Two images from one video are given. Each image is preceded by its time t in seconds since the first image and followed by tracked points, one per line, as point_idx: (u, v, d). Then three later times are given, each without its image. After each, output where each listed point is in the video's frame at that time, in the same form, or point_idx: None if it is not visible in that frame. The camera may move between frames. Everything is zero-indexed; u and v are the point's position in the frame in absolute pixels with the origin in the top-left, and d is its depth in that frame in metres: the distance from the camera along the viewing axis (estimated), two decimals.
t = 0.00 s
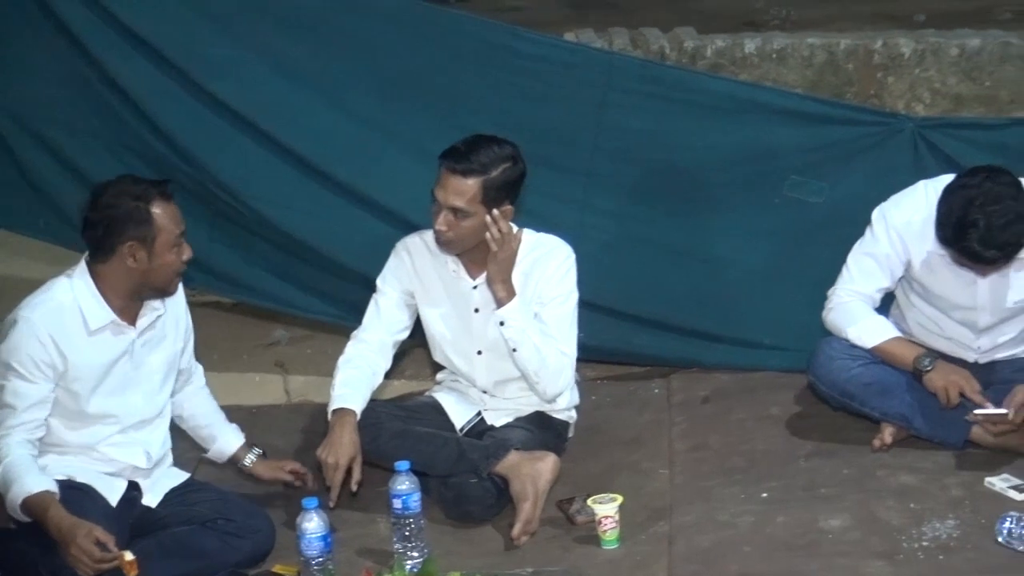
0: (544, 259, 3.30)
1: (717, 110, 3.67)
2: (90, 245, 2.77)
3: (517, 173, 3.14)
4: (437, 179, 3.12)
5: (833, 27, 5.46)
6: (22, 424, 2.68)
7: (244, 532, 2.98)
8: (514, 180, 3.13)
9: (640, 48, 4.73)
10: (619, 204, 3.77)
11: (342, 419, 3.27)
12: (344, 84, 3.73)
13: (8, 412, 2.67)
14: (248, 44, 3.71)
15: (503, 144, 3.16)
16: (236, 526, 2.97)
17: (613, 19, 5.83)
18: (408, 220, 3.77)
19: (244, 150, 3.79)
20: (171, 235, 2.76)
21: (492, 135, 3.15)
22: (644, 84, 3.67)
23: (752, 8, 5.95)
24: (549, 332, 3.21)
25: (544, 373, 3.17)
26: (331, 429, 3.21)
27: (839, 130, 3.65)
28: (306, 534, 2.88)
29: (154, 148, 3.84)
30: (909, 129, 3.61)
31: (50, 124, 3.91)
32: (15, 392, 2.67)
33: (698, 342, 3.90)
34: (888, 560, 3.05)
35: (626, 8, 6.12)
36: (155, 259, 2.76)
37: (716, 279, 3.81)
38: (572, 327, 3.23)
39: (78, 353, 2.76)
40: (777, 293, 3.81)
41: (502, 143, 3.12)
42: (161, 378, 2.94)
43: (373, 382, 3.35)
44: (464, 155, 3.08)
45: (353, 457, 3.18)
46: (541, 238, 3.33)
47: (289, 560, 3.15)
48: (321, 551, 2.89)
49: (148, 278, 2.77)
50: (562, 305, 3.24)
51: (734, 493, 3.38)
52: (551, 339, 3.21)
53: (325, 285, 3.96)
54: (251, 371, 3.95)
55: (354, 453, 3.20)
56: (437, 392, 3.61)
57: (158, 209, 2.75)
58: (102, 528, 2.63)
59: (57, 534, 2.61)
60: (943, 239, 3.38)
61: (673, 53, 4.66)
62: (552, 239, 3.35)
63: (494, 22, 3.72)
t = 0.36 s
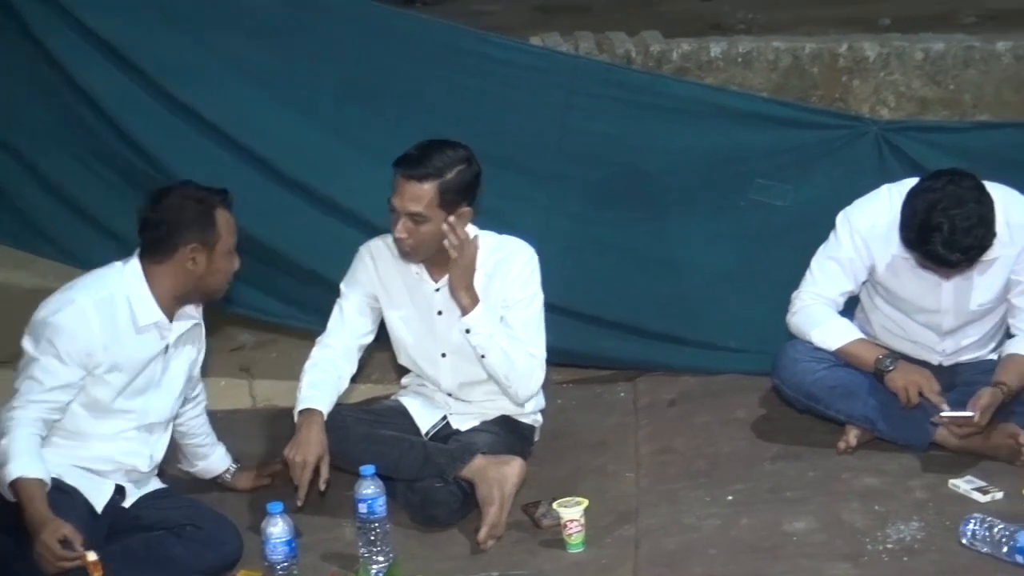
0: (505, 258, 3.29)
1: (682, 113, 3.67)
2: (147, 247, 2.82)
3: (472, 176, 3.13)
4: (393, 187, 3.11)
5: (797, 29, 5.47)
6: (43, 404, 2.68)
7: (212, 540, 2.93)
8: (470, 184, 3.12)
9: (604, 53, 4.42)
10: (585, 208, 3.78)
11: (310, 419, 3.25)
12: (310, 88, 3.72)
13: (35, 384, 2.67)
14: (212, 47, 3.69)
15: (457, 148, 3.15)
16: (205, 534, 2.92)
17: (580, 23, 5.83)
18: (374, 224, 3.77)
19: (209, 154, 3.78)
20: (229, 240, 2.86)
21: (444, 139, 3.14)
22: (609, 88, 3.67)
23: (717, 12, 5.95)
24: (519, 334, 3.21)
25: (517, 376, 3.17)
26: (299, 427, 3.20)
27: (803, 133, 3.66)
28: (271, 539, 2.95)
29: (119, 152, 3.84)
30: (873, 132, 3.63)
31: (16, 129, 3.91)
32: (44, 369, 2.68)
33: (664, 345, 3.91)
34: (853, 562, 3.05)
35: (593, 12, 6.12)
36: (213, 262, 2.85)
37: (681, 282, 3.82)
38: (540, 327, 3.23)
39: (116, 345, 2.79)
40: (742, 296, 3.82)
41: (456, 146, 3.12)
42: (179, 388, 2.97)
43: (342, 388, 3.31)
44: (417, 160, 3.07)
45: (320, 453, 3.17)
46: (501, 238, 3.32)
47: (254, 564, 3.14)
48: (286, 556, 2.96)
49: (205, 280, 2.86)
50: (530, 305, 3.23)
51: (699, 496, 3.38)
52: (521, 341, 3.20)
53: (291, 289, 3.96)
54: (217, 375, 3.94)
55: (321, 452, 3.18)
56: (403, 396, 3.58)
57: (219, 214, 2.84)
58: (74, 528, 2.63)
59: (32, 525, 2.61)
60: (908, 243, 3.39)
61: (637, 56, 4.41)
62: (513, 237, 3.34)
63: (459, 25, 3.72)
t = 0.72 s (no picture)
0: (443, 263, 3.37)
1: (653, 115, 3.67)
2: (198, 259, 2.90)
3: (394, 194, 3.12)
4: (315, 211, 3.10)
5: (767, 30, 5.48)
6: (90, 398, 2.69)
7: (184, 546, 2.88)
8: (392, 202, 3.11)
9: (573, 54, 4.52)
10: (557, 211, 3.78)
11: (285, 415, 3.26)
12: (280, 91, 3.71)
13: (83, 374, 2.68)
14: (180, 51, 3.68)
15: (377, 166, 3.14)
16: (177, 539, 2.87)
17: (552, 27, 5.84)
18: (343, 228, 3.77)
19: (179, 158, 3.78)
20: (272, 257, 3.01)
21: (361, 158, 3.12)
22: (579, 90, 3.67)
23: (689, 15, 5.97)
24: (508, 323, 3.40)
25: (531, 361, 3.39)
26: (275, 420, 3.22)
27: (772, 135, 3.66)
28: (241, 543, 2.94)
29: (89, 157, 3.83)
30: (843, 134, 3.64)
31: None
32: (95, 364, 2.70)
33: (635, 348, 3.91)
34: (823, 563, 3.05)
35: (564, 17, 6.13)
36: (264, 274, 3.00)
37: (654, 285, 3.82)
38: (523, 298, 3.41)
39: (161, 351, 2.87)
40: (713, 298, 3.83)
41: (376, 165, 3.10)
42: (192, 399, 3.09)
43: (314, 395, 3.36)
44: (334, 182, 3.06)
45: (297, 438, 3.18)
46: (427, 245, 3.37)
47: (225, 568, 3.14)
48: (256, 560, 2.93)
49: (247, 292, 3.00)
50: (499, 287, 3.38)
51: (670, 498, 3.38)
52: (514, 330, 3.40)
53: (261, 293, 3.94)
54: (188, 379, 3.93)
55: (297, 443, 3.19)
56: (372, 402, 3.57)
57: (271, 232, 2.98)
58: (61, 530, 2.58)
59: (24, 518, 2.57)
60: (878, 246, 3.40)
61: (607, 59, 4.46)
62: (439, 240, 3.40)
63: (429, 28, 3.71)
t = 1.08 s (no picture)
0: (396, 268, 3.37)
1: (626, 118, 3.67)
2: (183, 260, 2.89)
3: (342, 207, 3.14)
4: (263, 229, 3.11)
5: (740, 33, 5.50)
6: (85, 399, 2.67)
7: (155, 551, 2.88)
8: (340, 215, 3.12)
9: (548, 58, 4.52)
10: (531, 215, 3.78)
11: (255, 416, 3.31)
12: (251, 94, 3.70)
13: (80, 376, 2.66)
14: (151, 54, 3.67)
15: (322, 179, 3.15)
16: (149, 544, 2.88)
17: (525, 30, 5.84)
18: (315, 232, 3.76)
19: (150, 162, 3.77)
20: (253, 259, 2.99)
21: (307, 173, 3.13)
22: (551, 93, 3.67)
23: (662, 19, 5.98)
24: (467, 326, 3.39)
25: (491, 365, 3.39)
26: (245, 425, 3.28)
27: (744, 139, 3.66)
28: (213, 548, 2.96)
29: (60, 161, 3.81)
30: (814, 137, 3.65)
31: None
32: (90, 365, 2.68)
33: (608, 351, 3.91)
34: (796, 566, 3.05)
35: (537, 21, 6.13)
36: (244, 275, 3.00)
37: (627, 288, 3.82)
38: (480, 298, 3.39)
39: (151, 352, 2.86)
40: (685, 301, 3.83)
41: (322, 179, 3.12)
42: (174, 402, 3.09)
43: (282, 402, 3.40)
44: (278, 197, 3.06)
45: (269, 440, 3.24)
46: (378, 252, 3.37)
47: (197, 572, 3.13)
48: (228, 565, 2.97)
49: (229, 293, 2.98)
50: (454, 287, 3.36)
51: (643, 501, 3.38)
52: (474, 332, 3.39)
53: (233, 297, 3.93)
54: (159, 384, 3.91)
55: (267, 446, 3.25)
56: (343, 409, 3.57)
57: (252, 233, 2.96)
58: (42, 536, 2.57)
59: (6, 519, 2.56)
60: (850, 249, 3.40)
61: (579, 62, 4.48)
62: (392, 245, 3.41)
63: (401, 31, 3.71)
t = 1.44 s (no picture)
0: (371, 270, 3.37)
1: (602, 120, 3.68)
2: (125, 250, 2.89)
3: (314, 207, 3.14)
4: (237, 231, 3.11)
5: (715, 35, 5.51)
6: (41, 399, 2.66)
7: (130, 552, 2.87)
8: (313, 215, 3.13)
9: (522, 59, 4.51)
10: (507, 217, 3.78)
11: (230, 418, 3.29)
12: (226, 97, 3.69)
13: (34, 376, 2.65)
14: (125, 57, 3.66)
15: (296, 180, 3.16)
16: (123, 545, 2.86)
17: (500, 33, 5.83)
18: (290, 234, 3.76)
19: (124, 166, 3.76)
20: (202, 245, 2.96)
21: (279, 174, 3.13)
22: (527, 95, 3.67)
23: (637, 21, 6.00)
24: (442, 329, 3.38)
25: (465, 368, 3.38)
26: (218, 428, 3.27)
27: (719, 140, 3.67)
28: (188, 551, 2.95)
29: (34, 164, 3.81)
30: (788, 139, 3.66)
31: None
32: (41, 365, 2.67)
33: (584, 352, 3.91)
34: (771, 566, 3.06)
35: (511, 23, 6.13)
36: (190, 267, 2.95)
37: (603, 290, 3.83)
38: (456, 301, 3.39)
39: (104, 346, 2.85)
40: (660, 302, 3.84)
41: (296, 180, 3.12)
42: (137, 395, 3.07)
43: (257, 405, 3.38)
44: (250, 198, 3.07)
45: (243, 444, 3.23)
46: (352, 254, 3.36)
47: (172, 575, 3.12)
48: (203, 568, 2.96)
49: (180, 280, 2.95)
50: (429, 290, 3.36)
51: (619, 503, 3.38)
52: (450, 335, 3.39)
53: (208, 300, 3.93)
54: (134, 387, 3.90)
55: (241, 450, 3.24)
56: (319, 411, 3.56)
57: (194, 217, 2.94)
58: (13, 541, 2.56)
59: None
60: (824, 250, 3.41)
61: (554, 64, 4.47)
62: (366, 248, 3.41)
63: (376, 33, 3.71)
